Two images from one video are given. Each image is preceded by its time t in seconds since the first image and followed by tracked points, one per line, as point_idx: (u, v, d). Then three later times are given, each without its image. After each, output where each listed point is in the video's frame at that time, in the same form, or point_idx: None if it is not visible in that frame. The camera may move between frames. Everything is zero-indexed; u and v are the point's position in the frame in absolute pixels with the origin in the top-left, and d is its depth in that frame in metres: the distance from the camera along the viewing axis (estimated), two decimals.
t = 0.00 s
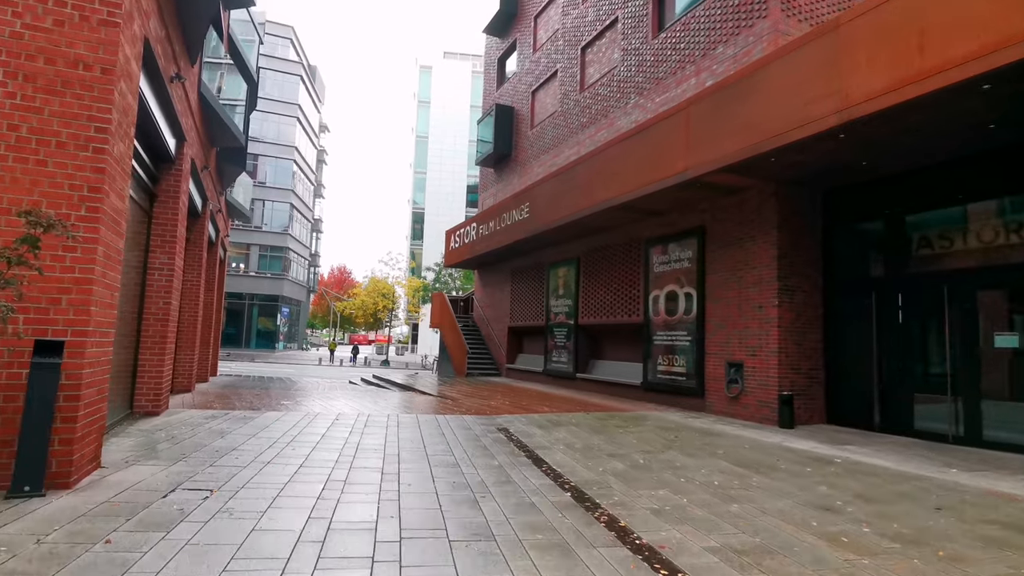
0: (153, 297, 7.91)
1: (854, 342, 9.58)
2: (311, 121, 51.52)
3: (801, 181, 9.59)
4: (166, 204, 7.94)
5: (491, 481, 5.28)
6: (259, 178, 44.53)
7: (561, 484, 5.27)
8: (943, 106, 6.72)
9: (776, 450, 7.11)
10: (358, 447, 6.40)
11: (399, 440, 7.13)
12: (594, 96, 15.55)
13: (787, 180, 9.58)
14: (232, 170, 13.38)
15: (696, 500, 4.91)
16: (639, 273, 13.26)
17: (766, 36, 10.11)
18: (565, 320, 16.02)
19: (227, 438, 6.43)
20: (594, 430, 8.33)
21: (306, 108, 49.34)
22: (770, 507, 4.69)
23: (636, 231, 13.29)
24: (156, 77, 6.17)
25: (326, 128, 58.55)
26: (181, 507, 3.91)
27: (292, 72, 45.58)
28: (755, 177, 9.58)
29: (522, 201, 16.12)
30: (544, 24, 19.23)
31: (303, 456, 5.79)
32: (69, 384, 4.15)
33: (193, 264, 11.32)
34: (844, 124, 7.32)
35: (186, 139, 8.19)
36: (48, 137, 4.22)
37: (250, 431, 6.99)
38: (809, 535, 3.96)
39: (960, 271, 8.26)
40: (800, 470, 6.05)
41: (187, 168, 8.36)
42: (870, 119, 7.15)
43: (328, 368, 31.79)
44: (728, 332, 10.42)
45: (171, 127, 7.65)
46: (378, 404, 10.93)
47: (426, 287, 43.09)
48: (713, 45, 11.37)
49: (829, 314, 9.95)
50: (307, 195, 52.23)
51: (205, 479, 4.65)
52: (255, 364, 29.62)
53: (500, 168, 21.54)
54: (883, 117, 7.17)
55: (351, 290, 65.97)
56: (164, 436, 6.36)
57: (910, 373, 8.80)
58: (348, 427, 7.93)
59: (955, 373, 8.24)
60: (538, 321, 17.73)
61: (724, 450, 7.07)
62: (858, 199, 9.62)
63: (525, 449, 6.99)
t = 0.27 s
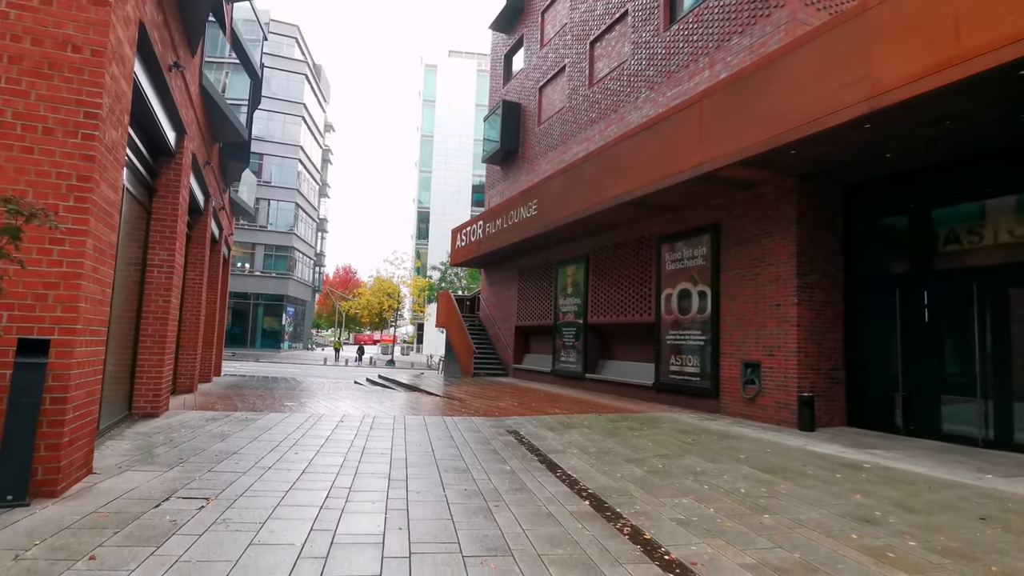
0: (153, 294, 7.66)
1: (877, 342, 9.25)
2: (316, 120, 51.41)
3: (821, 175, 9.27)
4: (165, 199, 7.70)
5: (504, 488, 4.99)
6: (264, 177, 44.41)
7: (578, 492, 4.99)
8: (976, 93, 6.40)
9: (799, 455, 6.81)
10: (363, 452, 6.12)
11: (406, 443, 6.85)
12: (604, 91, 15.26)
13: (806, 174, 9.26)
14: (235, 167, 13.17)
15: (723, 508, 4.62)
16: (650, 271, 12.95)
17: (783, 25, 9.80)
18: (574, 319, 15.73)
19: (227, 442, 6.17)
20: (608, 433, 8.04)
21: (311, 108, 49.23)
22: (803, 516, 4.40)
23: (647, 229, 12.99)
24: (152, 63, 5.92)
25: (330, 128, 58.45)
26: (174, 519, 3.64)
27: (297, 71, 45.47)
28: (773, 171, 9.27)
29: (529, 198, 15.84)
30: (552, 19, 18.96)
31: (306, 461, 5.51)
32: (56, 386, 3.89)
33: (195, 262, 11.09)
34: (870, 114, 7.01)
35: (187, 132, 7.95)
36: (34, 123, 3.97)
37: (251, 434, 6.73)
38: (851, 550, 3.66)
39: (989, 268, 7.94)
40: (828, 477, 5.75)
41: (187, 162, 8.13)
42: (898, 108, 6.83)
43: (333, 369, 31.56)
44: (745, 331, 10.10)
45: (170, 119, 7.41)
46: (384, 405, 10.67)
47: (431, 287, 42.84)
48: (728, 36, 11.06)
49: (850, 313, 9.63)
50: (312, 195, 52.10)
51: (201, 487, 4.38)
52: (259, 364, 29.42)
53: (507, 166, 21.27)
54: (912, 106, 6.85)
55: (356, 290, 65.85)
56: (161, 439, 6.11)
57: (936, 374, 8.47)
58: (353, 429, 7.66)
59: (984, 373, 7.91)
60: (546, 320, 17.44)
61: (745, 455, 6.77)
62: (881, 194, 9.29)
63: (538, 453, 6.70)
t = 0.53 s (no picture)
0: (150, 296, 7.37)
1: (900, 345, 8.91)
2: (320, 121, 51.27)
3: (842, 172, 8.95)
4: (163, 197, 7.44)
5: (520, 503, 4.66)
6: (267, 178, 44.27)
7: (599, 507, 4.67)
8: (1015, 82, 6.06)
9: (827, 464, 6.48)
10: (369, 461, 5.82)
11: (414, 451, 6.54)
12: (613, 87, 14.95)
13: (827, 171, 8.93)
14: (238, 166, 12.92)
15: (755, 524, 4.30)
16: (662, 272, 12.64)
17: (802, 17, 9.47)
18: (582, 321, 15.42)
19: (226, 451, 5.88)
20: (623, 440, 7.73)
21: (315, 108, 49.09)
22: (843, 536, 4.07)
23: (659, 228, 12.67)
24: (144, 51, 5.64)
25: (334, 129, 58.33)
26: (164, 541, 3.34)
27: (301, 71, 45.34)
28: (792, 167, 8.95)
29: (537, 197, 15.53)
30: (559, 15, 18.67)
31: (308, 473, 5.21)
32: (38, 395, 3.60)
33: (195, 263, 10.82)
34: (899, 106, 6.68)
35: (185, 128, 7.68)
36: (15, 111, 3.70)
37: (251, 442, 6.43)
38: None
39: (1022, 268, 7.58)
40: (861, 490, 5.42)
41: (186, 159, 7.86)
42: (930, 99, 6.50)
43: (337, 370, 31.37)
44: (762, 333, 9.77)
45: (167, 114, 7.14)
46: (389, 410, 10.38)
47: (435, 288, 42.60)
48: (743, 29, 10.74)
49: (871, 314, 9.29)
50: (316, 196, 51.94)
51: (195, 503, 4.08)
52: (263, 366, 29.20)
53: (513, 165, 20.99)
54: (944, 97, 6.53)
55: (360, 292, 65.68)
56: (157, 448, 5.82)
57: (964, 379, 8.12)
58: (358, 436, 7.37)
59: (1016, 378, 7.56)
60: (553, 322, 17.13)
61: (770, 464, 6.44)
62: (905, 191, 8.96)
63: (552, 461, 6.39)
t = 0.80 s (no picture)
0: (150, 295, 7.10)
1: (926, 347, 8.58)
2: (324, 123, 51.13)
3: (865, 168, 8.64)
4: (164, 192, 7.18)
5: (541, 515, 4.36)
6: (272, 180, 44.17)
7: (625, 519, 4.37)
8: None
9: (858, 473, 6.17)
10: (378, 469, 5.53)
11: (424, 457, 6.24)
12: (622, 84, 14.67)
13: (850, 167, 8.63)
14: (241, 164, 12.68)
15: (796, 539, 4.00)
16: (674, 272, 12.34)
17: (822, 8, 9.16)
18: (592, 322, 15.12)
19: (228, 457, 5.60)
20: (641, 446, 7.42)
21: (319, 110, 48.98)
22: (893, 553, 3.77)
23: (672, 227, 12.37)
24: (142, 35, 5.40)
25: (338, 130, 58.24)
26: (161, 560, 3.07)
27: (305, 72, 45.25)
28: (814, 163, 8.64)
29: (545, 197, 15.24)
30: (566, 12, 18.41)
31: (315, 481, 4.92)
32: (24, 400, 3.33)
33: (198, 262, 10.57)
34: (932, 96, 6.38)
35: (187, 122, 7.44)
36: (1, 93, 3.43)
37: (255, 447, 6.15)
38: None
39: None
40: (899, 501, 5.12)
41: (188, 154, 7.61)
42: (965, 88, 6.20)
43: (341, 372, 31.16)
44: (781, 335, 9.46)
45: (168, 106, 6.89)
46: (397, 414, 10.10)
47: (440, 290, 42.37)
48: (759, 22, 10.44)
49: (895, 315, 8.97)
50: (320, 198, 51.80)
51: (195, 516, 3.79)
52: (267, 368, 29.01)
53: (519, 164, 20.73)
54: (980, 87, 6.22)
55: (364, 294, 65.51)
56: (157, 454, 5.54)
57: (995, 382, 7.79)
58: (366, 441, 7.08)
59: None
60: (561, 323, 16.83)
61: (799, 472, 6.13)
62: (931, 187, 8.64)
63: (569, 469, 6.08)
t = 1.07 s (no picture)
0: (150, 296, 6.82)
1: (955, 351, 8.23)
2: (329, 125, 51.02)
3: (890, 165, 8.32)
4: (165, 190, 6.92)
5: (563, 532, 4.06)
6: (276, 182, 44.04)
7: (653, 537, 4.07)
8: None
9: (892, 484, 5.85)
10: (387, 480, 5.23)
11: (434, 466, 5.94)
12: (633, 82, 14.37)
13: (874, 164, 8.31)
14: (245, 163, 12.44)
15: (840, 560, 3.70)
16: (688, 273, 12.03)
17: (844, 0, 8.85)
18: (601, 325, 14.80)
19: (230, 467, 5.32)
20: (659, 454, 7.10)
21: (324, 112, 48.86)
22: None
23: (685, 227, 12.07)
24: (138, 19, 5.14)
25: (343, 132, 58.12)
26: None
27: (309, 74, 45.14)
28: (837, 160, 8.34)
29: (555, 197, 14.93)
30: (575, 11, 18.14)
31: (321, 494, 4.63)
32: (7, 409, 3.07)
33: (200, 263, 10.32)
34: (968, 88, 6.08)
35: (190, 117, 7.18)
36: None
37: (257, 456, 5.87)
38: None
39: None
40: (942, 516, 4.80)
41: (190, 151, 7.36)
42: (1003, 80, 5.90)
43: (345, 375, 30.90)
44: (801, 338, 9.14)
45: (170, 100, 6.64)
46: (403, 418, 9.81)
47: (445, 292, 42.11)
48: (776, 16, 10.13)
49: (921, 318, 8.64)
50: (324, 200, 51.65)
51: (193, 534, 3.51)
52: (271, 371, 28.77)
53: (526, 165, 20.45)
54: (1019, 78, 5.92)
55: (368, 296, 65.32)
56: (155, 463, 5.27)
57: None
58: (374, 448, 6.79)
59: None
60: (570, 326, 16.52)
61: (830, 484, 5.81)
62: (959, 185, 8.32)
63: (587, 479, 5.77)
